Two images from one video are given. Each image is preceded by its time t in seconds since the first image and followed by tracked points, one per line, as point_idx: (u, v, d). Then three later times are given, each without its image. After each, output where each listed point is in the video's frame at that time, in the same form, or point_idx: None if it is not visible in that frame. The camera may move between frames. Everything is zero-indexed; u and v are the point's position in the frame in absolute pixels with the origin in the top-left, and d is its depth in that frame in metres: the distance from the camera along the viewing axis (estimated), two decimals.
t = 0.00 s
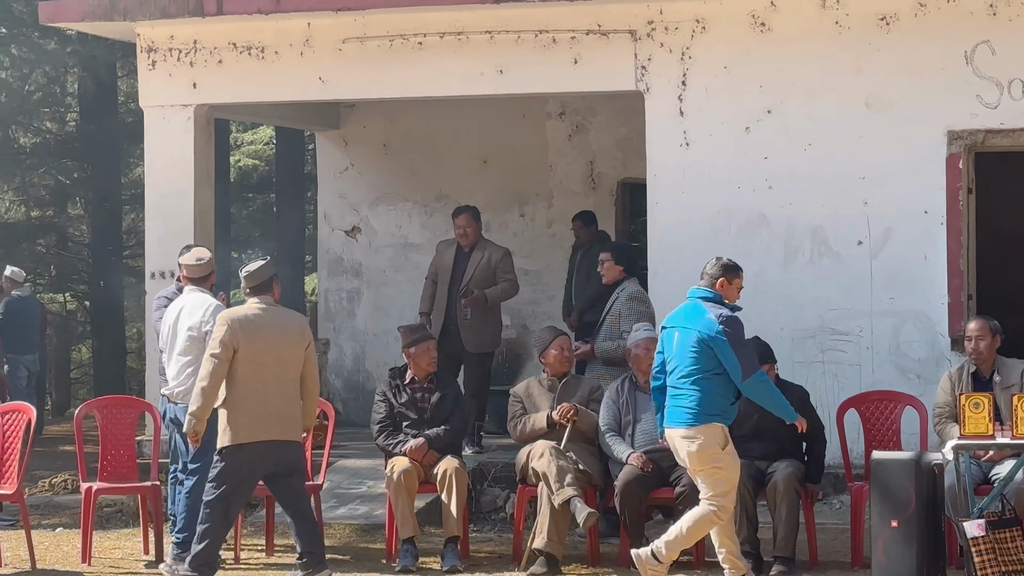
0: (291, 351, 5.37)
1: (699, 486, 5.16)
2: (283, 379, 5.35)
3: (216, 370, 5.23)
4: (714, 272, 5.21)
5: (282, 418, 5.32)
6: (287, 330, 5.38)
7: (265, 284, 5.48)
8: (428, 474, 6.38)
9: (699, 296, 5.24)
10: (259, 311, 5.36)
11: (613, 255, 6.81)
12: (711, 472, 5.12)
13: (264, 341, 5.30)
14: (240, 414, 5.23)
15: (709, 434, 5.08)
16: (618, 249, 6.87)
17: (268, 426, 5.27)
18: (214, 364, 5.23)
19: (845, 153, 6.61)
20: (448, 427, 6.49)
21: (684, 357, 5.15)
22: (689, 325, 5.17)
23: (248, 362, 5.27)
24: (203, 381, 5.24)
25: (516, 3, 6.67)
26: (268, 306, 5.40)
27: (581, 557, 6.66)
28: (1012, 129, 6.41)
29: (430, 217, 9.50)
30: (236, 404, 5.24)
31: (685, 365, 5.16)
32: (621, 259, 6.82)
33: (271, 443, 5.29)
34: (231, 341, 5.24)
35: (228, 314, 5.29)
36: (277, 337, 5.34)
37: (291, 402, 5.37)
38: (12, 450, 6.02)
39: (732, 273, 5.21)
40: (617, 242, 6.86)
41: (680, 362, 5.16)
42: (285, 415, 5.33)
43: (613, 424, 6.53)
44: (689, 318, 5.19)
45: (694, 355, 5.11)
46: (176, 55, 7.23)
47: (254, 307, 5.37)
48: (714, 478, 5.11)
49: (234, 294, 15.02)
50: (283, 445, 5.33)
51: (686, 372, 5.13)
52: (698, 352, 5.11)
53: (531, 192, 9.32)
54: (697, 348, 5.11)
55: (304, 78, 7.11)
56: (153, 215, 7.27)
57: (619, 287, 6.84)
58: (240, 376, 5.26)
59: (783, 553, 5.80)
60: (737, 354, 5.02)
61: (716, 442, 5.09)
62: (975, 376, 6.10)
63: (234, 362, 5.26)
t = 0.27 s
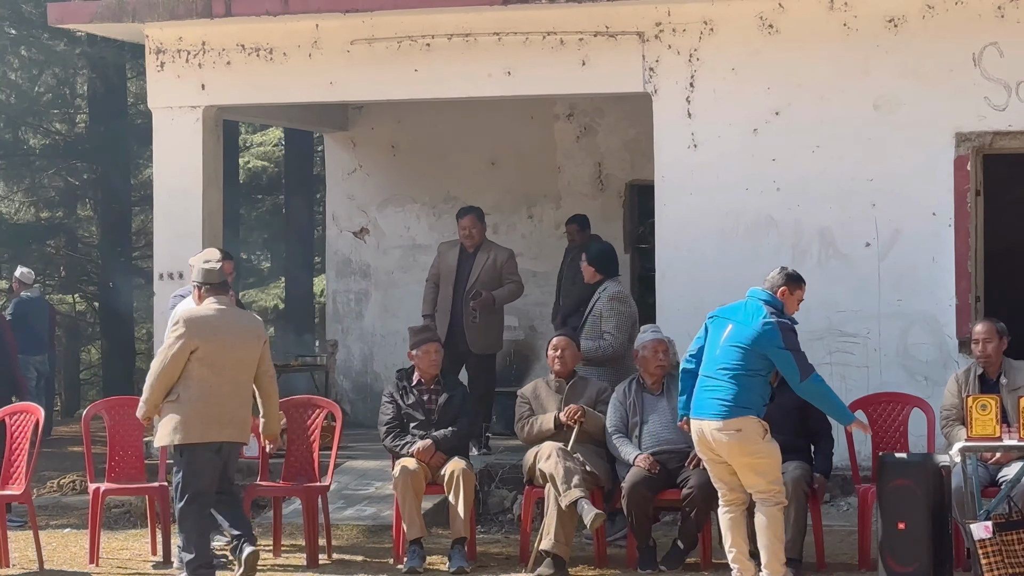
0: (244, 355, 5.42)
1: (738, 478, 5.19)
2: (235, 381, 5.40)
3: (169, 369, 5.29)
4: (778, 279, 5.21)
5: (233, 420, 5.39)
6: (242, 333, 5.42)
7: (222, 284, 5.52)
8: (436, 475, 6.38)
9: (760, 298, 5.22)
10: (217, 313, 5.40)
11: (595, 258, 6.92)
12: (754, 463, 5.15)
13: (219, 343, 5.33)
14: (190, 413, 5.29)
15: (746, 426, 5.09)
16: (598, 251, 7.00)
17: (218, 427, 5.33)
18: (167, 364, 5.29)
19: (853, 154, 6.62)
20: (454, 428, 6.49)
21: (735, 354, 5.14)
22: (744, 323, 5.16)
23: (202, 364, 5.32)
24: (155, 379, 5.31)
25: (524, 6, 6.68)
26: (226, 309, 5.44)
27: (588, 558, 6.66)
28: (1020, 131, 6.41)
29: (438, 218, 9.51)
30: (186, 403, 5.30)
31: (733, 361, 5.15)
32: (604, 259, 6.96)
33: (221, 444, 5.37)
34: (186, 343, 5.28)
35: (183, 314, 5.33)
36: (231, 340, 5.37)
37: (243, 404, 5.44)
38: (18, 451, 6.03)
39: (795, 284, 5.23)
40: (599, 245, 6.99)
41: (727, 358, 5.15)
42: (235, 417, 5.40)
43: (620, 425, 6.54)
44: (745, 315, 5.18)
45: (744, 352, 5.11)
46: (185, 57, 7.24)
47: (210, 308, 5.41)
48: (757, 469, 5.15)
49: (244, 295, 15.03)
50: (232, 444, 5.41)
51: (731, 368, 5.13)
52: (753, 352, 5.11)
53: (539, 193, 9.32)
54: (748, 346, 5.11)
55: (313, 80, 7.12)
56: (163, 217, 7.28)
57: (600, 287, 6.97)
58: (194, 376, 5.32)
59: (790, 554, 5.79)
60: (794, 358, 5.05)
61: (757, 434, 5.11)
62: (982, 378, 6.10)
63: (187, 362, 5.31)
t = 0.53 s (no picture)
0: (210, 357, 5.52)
1: (757, 476, 5.27)
2: (201, 383, 5.50)
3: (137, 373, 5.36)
4: (826, 293, 5.25)
5: (198, 421, 5.51)
6: (207, 336, 5.51)
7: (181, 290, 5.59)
8: (437, 474, 6.38)
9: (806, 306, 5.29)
10: (185, 317, 5.47)
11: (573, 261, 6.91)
12: (774, 463, 5.24)
13: (186, 348, 5.42)
14: (159, 415, 5.37)
15: (772, 425, 5.19)
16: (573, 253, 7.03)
17: (186, 428, 5.44)
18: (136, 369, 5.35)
19: (855, 153, 6.61)
20: (455, 427, 6.49)
21: (771, 354, 5.23)
22: (785, 325, 5.25)
23: (170, 367, 5.39)
24: (122, 382, 5.36)
25: (525, 4, 6.67)
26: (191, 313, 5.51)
27: (589, 558, 6.64)
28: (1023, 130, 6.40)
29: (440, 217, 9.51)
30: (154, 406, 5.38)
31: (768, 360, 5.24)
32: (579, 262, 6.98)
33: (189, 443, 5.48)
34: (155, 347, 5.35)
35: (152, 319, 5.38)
36: (198, 343, 5.46)
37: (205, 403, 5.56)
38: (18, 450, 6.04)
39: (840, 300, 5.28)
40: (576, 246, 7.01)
41: (764, 356, 5.24)
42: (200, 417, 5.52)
43: (621, 424, 6.54)
44: (788, 318, 5.27)
45: (783, 354, 5.20)
46: (187, 55, 7.24)
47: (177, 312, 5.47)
48: (774, 470, 5.24)
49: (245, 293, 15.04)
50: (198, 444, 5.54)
51: (766, 366, 5.23)
52: (789, 356, 5.20)
53: (541, 192, 9.31)
54: (788, 348, 5.20)
55: (314, 78, 7.11)
56: (165, 216, 7.28)
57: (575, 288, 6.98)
58: (161, 380, 5.40)
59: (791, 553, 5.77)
60: (832, 368, 5.13)
61: (781, 435, 5.20)
62: (984, 377, 6.10)
63: (155, 365, 5.38)
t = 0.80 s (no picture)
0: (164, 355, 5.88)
1: (767, 472, 5.38)
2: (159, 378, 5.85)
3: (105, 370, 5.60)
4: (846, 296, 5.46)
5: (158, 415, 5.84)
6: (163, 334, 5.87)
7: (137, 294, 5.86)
8: (434, 472, 6.39)
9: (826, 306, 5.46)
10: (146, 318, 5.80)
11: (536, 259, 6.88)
12: (785, 460, 5.36)
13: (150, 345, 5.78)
14: (127, 412, 5.67)
15: (788, 420, 5.31)
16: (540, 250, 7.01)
17: (149, 421, 5.75)
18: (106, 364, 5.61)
19: (853, 151, 6.61)
20: (453, 425, 6.49)
21: (791, 349, 5.38)
22: (805, 323, 5.40)
23: (137, 362, 5.71)
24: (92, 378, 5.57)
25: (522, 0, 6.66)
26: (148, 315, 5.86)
27: (587, 555, 6.65)
28: (1020, 128, 6.40)
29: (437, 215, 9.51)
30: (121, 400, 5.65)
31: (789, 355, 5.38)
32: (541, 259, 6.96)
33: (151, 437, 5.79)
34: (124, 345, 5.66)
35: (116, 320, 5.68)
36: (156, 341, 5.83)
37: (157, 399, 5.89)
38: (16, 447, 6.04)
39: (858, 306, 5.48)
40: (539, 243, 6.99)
41: (784, 351, 5.37)
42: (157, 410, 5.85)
43: (619, 422, 6.54)
44: (807, 315, 5.42)
45: (804, 349, 5.35)
46: (184, 52, 7.24)
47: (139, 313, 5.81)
48: (787, 467, 5.36)
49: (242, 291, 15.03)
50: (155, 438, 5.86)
51: (785, 361, 5.36)
52: (809, 352, 5.35)
53: (538, 190, 9.31)
54: (808, 344, 5.34)
55: (312, 76, 7.11)
56: (162, 212, 7.28)
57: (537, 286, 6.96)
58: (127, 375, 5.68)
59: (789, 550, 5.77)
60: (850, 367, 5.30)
61: (797, 432, 5.34)
62: (982, 375, 6.10)
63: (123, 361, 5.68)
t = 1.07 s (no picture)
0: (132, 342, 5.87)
1: (769, 469, 5.42)
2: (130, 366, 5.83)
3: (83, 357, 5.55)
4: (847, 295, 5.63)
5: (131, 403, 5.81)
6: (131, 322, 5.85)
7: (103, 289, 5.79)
8: (430, 469, 6.39)
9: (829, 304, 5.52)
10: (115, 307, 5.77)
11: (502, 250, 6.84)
12: (788, 458, 5.40)
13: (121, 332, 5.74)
14: (104, 398, 5.62)
15: (792, 418, 5.35)
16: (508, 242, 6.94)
17: (125, 408, 5.71)
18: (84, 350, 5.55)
19: (850, 149, 6.61)
20: (449, 423, 6.49)
21: (795, 345, 5.43)
22: (808, 321, 5.46)
23: (112, 349, 5.68)
24: (70, 365, 5.51)
25: None
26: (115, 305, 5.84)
27: (583, 553, 6.65)
28: (1016, 126, 6.40)
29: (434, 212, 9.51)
30: (98, 387, 5.61)
31: (793, 352, 5.42)
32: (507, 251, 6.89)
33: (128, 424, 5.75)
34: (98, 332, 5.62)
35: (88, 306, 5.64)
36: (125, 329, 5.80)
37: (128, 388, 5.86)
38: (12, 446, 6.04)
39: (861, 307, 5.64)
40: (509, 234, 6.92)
41: (788, 347, 5.42)
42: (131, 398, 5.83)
43: (615, 419, 6.54)
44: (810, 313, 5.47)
45: (808, 346, 5.40)
46: (180, 50, 7.23)
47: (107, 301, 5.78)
48: (788, 466, 5.38)
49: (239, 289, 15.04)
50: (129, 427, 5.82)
51: (789, 358, 5.40)
52: (813, 349, 5.40)
53: (535, 187, 9.31)
54: (812, 341, 5.39)
55: (308, 73, 7.11)
56: (157, 210, 7.28)
57: (503, 278, 6.93)
58: (103, 363, 5.65)
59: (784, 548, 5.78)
60: (854, 362, 5.34)
61: (800, 429, 5.37)
62: (978, 373, 6.10)
63: (98, 348, 5.64)
